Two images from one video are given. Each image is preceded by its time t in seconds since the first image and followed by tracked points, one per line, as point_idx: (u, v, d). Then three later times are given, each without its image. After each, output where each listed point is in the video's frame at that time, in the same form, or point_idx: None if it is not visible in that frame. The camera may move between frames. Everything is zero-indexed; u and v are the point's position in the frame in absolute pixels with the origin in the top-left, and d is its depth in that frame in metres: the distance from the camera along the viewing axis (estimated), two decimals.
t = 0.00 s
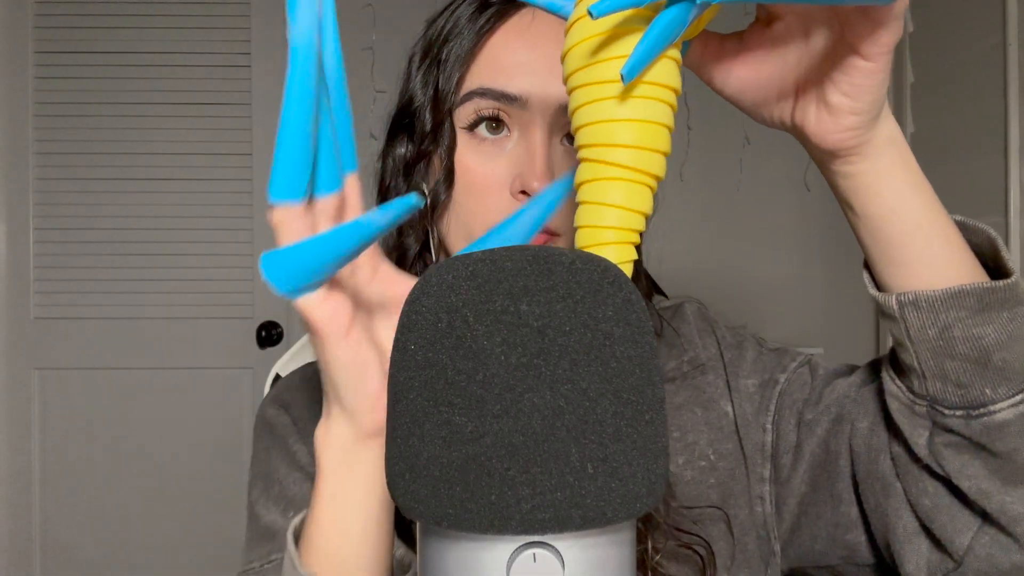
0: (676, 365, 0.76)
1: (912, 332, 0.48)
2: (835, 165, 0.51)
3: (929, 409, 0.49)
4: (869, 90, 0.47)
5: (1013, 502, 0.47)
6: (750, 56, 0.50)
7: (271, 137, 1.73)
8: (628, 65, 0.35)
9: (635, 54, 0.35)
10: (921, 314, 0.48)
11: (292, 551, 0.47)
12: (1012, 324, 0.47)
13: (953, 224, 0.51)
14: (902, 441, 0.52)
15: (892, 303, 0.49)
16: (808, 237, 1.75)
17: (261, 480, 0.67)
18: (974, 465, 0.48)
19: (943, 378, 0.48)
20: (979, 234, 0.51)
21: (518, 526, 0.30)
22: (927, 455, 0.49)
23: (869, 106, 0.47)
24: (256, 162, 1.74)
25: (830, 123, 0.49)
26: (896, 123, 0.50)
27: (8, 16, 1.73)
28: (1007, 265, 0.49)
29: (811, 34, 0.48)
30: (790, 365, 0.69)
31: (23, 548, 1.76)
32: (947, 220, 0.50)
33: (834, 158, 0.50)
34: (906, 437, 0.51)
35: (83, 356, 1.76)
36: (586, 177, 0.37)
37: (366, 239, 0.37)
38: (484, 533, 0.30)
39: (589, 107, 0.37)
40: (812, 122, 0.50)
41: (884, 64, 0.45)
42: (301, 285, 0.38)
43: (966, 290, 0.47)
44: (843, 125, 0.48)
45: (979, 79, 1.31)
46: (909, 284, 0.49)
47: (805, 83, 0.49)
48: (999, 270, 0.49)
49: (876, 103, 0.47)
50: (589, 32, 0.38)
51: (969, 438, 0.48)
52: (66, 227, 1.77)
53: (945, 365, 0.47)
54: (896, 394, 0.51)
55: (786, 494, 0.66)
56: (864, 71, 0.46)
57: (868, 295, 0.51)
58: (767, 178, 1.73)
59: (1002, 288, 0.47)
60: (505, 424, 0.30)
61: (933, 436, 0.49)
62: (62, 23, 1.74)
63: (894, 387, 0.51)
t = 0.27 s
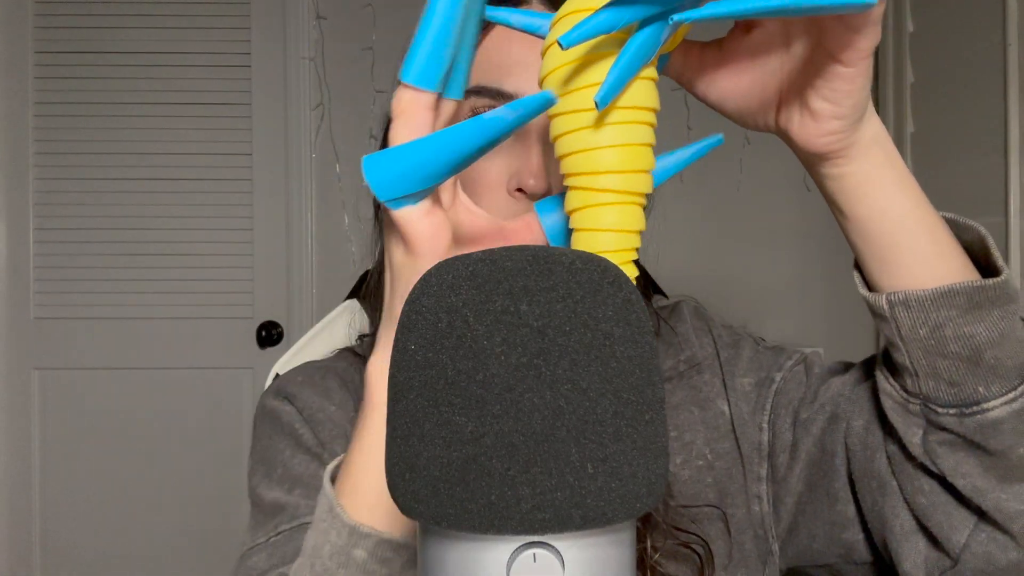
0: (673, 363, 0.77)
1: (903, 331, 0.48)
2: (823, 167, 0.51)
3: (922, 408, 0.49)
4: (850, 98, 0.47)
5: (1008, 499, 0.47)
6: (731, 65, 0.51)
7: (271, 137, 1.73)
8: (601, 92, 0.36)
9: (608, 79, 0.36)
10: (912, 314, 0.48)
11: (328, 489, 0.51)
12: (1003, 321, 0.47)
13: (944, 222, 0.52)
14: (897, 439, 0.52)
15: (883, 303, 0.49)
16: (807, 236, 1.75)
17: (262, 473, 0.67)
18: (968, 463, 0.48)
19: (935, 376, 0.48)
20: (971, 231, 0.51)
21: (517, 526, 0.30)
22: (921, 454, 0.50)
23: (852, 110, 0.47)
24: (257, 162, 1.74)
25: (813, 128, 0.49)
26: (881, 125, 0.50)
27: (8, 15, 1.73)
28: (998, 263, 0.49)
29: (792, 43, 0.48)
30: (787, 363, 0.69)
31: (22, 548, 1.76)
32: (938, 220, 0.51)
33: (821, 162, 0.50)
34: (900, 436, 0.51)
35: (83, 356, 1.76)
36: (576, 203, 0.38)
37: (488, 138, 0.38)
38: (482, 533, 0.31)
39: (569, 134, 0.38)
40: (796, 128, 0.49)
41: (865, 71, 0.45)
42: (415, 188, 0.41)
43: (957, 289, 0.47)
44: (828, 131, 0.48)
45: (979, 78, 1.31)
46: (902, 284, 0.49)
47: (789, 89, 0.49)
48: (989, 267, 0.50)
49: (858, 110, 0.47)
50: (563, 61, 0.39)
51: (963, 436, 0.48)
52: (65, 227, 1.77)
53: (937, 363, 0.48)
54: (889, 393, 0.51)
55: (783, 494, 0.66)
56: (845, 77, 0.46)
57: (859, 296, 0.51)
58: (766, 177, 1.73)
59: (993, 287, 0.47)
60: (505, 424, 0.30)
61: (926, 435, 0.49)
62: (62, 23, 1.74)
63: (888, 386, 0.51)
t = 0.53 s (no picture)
0: (671, 363, 0.76)
1: (900, 331, 0.48)
2: (818, 169, 0.51)
3: (921, 407, 0.49)
4: (842, 101, 0.47)
5: (1007, 498, 0.47)
6: (724, 70, 0.52)
7: (272, 137, 1.73)
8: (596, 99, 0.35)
9: (602, 85, 0.36)
10: (908, 314, 0.48)
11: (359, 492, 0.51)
12: (1000, 320, 0.47)
13: (939, 220, 0.52)
14: (895, 439, 0.52)
15: (879, 304, 0.49)
16: (807, 236, 1.75)
17: (265, 477, 0.68)
18: (967, 462, 0.48)
19: (933, 376, 0.48)
20: (966, 230, 0.51)
21: (517, 526, 0.30)
22: (920, 453, 0.49)
23: (846, 112, 0.47)
24: (257, 162, 1.74)
25: (807, 131, 0.49)
26: (876, 125, 0.50)
27: (8, 15, 1.73)
28: (993, 262, 0.49)
29: (785, 47, 0.48)
30: (786, 363, 0.69)
31: (22, 548, 1.76)
32: (935, 219, 0.51)
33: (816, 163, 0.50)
34: (898, 436, 0.51)
35: (82, 356, 1.76)
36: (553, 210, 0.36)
37: (538, 152, 0.35)
38: (481, 533, 0.31)
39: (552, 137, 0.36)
40: (791, 129, 0.50)
41: (857, 74, 0.45)
42: (442, 198, 0.37)
43: (953, 288, 0.47)
44: (822, 133, 0.48)
45: (979, 78, 1.31)
46: (898, 283, 0.49)
47: (783, 91, 0.50)
48: (986, 266, 0.50)
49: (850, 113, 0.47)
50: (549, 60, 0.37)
51: (961, 435, 0.48)
52: (65, 226, 1.77)
53: (934, 363, 0.48)
54: (887, 393, 0.51)
55: (782, 493, 0.66)
56: (838, 79, 0.46)
57: (855, 295, 0.51)
58: (766, 177, 1.73)
59: (989, 286, 0.47)
60: (505, 424, 0.30)
61: (925, 435, 0.49)
62: (62, 23, 1.74)
63: (886, 386, 0.51)
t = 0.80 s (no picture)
0: (671, 363, 0.76)
1: (901, 333, 0.48)
2: (817, 170, 0.51)
3: (922, 408, 0.49)
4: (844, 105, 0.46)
5: (1008, 498, 0.47)
6: (724, 72, 0.52)
7: (272, 137, 1.73)
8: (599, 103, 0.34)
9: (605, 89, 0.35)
10: (909, 315, 0.48)
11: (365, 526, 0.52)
12: (1001, 321, 0.47)
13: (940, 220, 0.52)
14: (896, 439, 0.52)
15: (880, 305, 0.49)
16: (807, 236, 1.75)
17: (265, 483, 0.68)
18: (969, 462, 0.48)
19: (934, 377, 0.48)
20: (966, 230, 0.51)
21: (518, 527, 0.30)
22: (921, 454, 0.49)
23: (846, 114, 0.47)
24: (257, 162, 1.74)
25: (807, 133, 0.48)
26: (878, 127, 0.50)
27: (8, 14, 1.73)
28: (994, 263, 0.49)
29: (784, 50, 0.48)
30: (785, 363, 0.69)
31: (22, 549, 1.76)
32: (936, 220, 0.51)
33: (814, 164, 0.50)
34: (900, 436, 0.51)
35: (82, 356, 1.76)
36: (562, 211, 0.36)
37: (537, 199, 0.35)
38: (482, 534, 0.31)
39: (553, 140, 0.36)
40: (791, 132, 0.49)
41: (859, 77, 0.45)
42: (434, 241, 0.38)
43: (954, 289, 0.47)
44: (823, 135, 0.48)
45: (980, 79, 1.31)
46: (898, 284, 0.49)
47: (781, 92, 0.49)
48: (986, 267, 0.50)
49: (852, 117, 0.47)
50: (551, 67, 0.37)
51: (963, 436, 0.48)
52: (65, 226, 1.77)
53: (935, 364, 0.48)
54: (888, 393, 0.51)
55: (783, 494, 0.66)
56: (840, 82, 0.45)
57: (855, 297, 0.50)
58: (766, 178, 1.73)
59: (990, 287, 0.47)
60: (505, 424, 0.30)
61: (926, 435, 0.49)
62: (62, 23, 1.74)
63: (887, 386, 0.51)
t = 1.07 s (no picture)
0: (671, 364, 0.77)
1: (901, 333, 0.48)
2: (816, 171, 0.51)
3: (922, 409, 0.49)
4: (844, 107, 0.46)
5: (1008, 498, 0.47)
6: (724, 74, 0.52)
7: (271, 137, 1.73)
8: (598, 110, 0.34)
9: (602, 97, 0.35)
10: (909, 316, 0.48)
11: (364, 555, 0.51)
12: (1001, 321, 0.47)
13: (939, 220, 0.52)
14: (896, 439, 0.52)
15: (879, 306, 0.49)
16: (806, 236, 1.75)
17: (262, 490, 0.68)
18: (969, 463, 0.48)
19: (934, 377, 0.48)
20: (966, 230, 0.51)
21: (518, 527, 0.30)
22: (921, 454, 0.49)
23: (846, 116, 0.47)
24: (257, 162, 1.74)
25: (806, 134, 0.48)
26: (877, 128, 0.50)
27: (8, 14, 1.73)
28: (994, 264, 0.49)
29: (783, 53, 0.48)
30: (784, 362, 0.69)
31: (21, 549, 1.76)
32: (935, 220, 0.51)
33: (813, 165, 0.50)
34: (900, 437, 0.51)
35: (82, 356, 1.76)
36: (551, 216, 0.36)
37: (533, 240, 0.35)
38: (483, 535, 0.30)
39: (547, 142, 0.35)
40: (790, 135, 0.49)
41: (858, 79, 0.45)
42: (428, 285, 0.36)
43: (954, 290, 0.47)
44: (822, 137, 0.48)
45: (980, 79, 1.30)
46: (897, 285, 0.49)
47: (780, 94, 0.49)
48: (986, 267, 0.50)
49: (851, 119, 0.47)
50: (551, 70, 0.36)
51: (963, 436, 0.48)
52: (66, 226, 1.77)
53: (935, 365, 0.48)
54: (888, 394, 0.51)
55: (782, 494, 0.66)
56: (840, 85, 0.45)
57: (855, 297, 0.50)
58: (766, 178, 1.73)
59: (990, 287, 0.47)
60: (505, 424, 0.30)
61: (926, 436, 0.49)
62: (62, 23, 1.74)
63: (887, 387, 0.51)
